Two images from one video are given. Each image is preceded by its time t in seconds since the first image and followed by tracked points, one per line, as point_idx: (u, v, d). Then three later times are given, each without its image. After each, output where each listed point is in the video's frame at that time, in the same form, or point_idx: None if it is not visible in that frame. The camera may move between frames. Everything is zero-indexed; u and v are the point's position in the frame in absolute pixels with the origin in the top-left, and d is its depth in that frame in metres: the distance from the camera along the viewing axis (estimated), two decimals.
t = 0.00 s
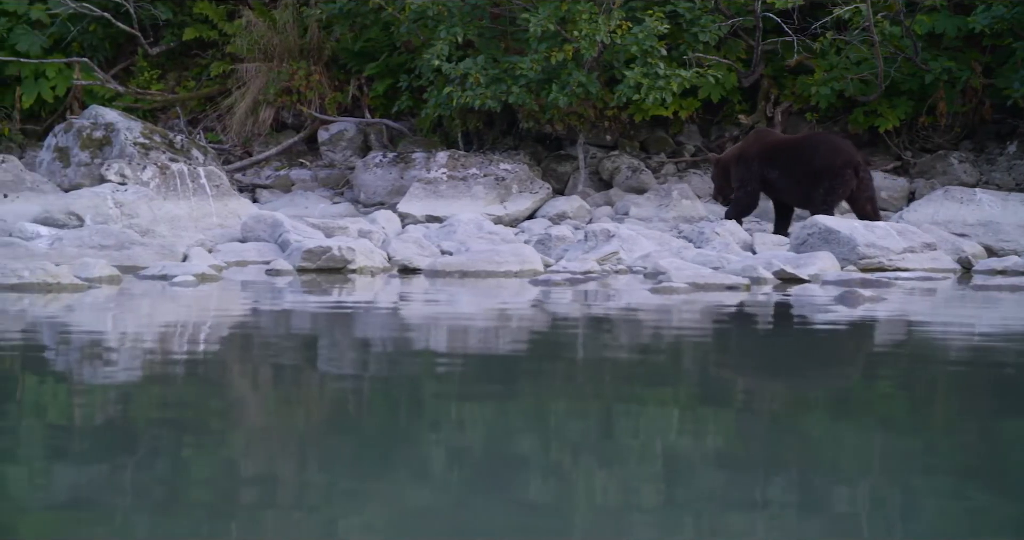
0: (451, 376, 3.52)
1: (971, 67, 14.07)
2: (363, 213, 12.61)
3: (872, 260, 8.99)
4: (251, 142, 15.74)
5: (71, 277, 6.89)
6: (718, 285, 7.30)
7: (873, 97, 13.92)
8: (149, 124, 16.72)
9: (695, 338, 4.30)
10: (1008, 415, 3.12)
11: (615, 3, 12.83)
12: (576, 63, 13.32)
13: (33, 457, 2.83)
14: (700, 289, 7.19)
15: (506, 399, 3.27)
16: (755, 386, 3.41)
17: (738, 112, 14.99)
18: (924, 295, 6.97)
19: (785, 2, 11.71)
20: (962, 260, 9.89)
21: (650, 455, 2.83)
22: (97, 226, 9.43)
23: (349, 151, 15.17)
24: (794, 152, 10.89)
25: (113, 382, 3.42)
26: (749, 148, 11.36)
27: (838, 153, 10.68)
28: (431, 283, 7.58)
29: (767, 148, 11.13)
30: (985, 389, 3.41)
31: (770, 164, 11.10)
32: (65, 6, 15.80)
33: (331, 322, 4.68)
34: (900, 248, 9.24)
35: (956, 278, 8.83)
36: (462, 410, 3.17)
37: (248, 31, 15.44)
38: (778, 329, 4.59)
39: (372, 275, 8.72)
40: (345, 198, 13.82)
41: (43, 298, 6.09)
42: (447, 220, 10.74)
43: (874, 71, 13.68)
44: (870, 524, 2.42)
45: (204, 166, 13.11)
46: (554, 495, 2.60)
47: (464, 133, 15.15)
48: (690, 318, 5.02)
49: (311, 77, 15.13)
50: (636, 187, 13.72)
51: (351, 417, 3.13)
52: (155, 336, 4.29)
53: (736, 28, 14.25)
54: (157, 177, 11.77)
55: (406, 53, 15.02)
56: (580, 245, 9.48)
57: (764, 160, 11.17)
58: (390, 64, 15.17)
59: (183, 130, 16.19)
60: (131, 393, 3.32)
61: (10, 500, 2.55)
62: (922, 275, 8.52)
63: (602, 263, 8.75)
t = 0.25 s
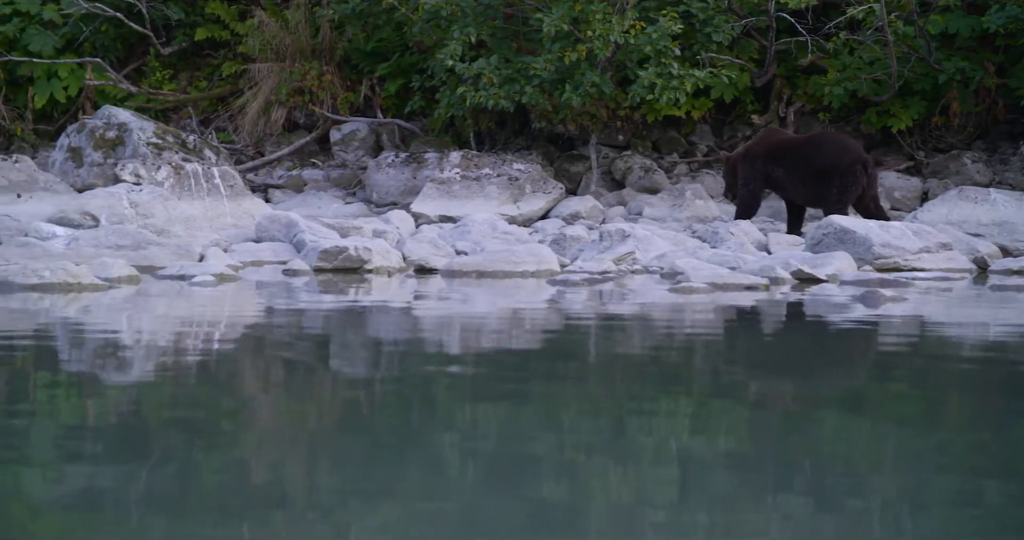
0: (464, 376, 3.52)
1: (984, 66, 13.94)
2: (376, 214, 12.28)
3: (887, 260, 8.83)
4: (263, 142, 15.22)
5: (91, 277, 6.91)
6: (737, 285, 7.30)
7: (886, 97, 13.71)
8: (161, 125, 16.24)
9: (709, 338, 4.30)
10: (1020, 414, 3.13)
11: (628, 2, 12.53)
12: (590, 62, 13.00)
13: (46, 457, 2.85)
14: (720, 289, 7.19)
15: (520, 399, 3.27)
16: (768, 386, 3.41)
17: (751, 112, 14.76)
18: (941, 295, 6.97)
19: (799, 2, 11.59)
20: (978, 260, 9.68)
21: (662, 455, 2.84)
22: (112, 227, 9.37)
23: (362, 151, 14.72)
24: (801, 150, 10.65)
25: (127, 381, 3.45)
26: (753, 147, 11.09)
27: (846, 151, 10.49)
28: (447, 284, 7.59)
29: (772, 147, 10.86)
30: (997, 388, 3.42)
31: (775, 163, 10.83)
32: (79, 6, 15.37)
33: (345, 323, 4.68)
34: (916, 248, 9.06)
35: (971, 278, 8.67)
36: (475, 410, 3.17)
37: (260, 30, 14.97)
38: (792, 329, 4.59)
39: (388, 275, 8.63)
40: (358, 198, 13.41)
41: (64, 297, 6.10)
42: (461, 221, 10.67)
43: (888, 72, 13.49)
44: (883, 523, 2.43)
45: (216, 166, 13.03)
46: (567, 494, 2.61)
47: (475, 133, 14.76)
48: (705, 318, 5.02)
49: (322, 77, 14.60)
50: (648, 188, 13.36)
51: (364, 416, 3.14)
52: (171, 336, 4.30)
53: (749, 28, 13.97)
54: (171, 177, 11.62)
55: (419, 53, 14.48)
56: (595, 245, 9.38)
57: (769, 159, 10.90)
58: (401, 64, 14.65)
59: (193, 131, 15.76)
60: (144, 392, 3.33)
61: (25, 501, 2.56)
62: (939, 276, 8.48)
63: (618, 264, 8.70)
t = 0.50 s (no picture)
0: (477, 378, 3.51)
1: (997, 66, 13.65)
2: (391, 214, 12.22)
3: (903, 259, 8.80)
4: (275, 143, 15.15)
5: (112, 276, 6.91)
6: (756, 285, 7.28)
7: (900, 97, 13.56)
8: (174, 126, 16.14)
9: (723, 338, 4.30)
10: None
11: (642, 2, 12.38)
12: (604, 63, 12.86)
13: (59, 457, 2.85)
14: (739, 289, 7.19)
15: (533, 400, 3.28)
16: (780, 387, 3.41)
17: (764, 112, 14.58)
18: (956, 295, 6.96)
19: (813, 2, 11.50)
20: (993, 261, 9.67)
21: (675, 454, 2.84)
22: (128, 227, 9.32)
23: (374, 150, 14.67)
24: (806, 149, 10.57)
25: (140, 381, 3.46)
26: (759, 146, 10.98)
27: (853, 149, 10.42)
28: (465, 283, 7.58)
29: (779, 146, 10.74)
30: (1012, 388, 3.41)
31: (782, 162, 10.73)
32: (92, 6, 15.21)
33: (359, 323, 4.68)
34: (932, 248, 9.00)
35: (988, 278, 8.66)
36: (489, 411, 3.17)
37: (272, 30, 14.76)
38: (805, 329, 4.60)
39: (405, 275, 8.55)
40: (372, 198, 13.39)
41: (86, 298, 6.09)
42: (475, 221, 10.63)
43: (900, 71, 13.35)
44: (897, 523, 2.42)
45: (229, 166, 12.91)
46: (580, 494, 2.61)
47: (488, 133, 14.61)
48: (720, 318, 5.02)
49: (334, 77, 14.41)
50: (661, 188, 13.32)
51: (376, 417, 3.14)
52: (185, 335, 4.30)
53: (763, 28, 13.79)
54: (186, 177, 11.60)
55: (431, 53, 14.44)
56: (611, 245, 9.37)
57: (776, 158, 10.79)
58: (413, 64, 14.62)
59: (206, 131, 15.66)
60: (155, 393, 3.34)
61: (38, 501, 2.57)
62: (957, 276, 8.46)
63: (635, 263, 8.70)
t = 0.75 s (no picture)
0: (489, 378, 3.52)
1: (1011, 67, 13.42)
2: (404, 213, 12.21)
3: (919, 259, 8.77)
4: (287, 143, 15.15)
5: (134, 277, 6.88)
6: (776, 285, 7.26)
7: (913, 97, 13.49)
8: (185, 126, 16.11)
9: (735, 338, 4.30)
10: None
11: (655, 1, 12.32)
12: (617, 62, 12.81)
13: (71, 457, 2.85)
14: (759, 289, 7.17)
15: (545, 399, 3.28)
16: (791, 386, 3.42)
17: (777, 111, 14.37)
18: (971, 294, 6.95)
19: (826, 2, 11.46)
20: (1009, 260, 9.55)
21: (688, 454, 2.85)
22: (144, 226, 9.30)
23: (386, 150, 14.69)
24: (812, 148, 10.50)
25: (152, 381, 3.46)
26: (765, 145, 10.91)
27: (859, 148, 10.39)
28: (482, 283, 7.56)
29: (784, 144, 10.69)
30: None
31: (788, 161, 10.67)
32: (104, 6, 15.19)
33: (372, 323, 4.68)
34: (948, 248, 8.98)
35: (1005, 278, 8.63)
36: (501, 411, 3.17)
37: (284, 31, 14.78)
38: (818, 329, 4.60)
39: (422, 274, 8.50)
40: (384, 198, 13.37)
41: (106, 298, 6.07)
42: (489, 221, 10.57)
43: (914, 71, 13.27)
44: (911, 524, 2.42)
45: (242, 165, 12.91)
46: (594, 494, 2.61)
47: (500, 133, 14.55)
48: (734, 318, 5.01)
49: (346, 77, 14.35)
50: (674, 187, 13.25)
51: (388, 417, 3.14)
52: (198, 335, 4.31)
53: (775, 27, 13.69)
54: (201, 177, 11.54)
55: (443, 53, 14.42)
56: (626, 245, 9.34)
57: (782, 157, 10.73)
58: (425, 64, 14.60)
59: (218, 131, 15.63)
60: (167, 393, 3.34)
61: (52, 501, 2.57)
62: (975, 276, 8.44)
63: (651, 263, 8.69)
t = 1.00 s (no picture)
0: (502, 378, 3.52)
1: None
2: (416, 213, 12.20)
3: (935, 259, 8.69)
4: (299, 143, 15.14)
5: (154, 277, 6.85)
6: (795, 285, 7.32)
7: (926, 98, 13.38)
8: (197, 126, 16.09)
9: (747, 338, 4.31)
10: None
11: (669, 1, 12.24)
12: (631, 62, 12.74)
13: (84, 457, 2.86)
14: (779, 289, 7.19)
15: (558, 400, 3.28)
16: (805, 387, 3.41)
17: (789, 112, 14.43)
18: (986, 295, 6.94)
19: (839, 2, 11.39)
20: None
21: (701, 454, 2.85)
22: (159, 227, 9.30)
23: (398, 150, 14.69)
24: (819, 147, 10.48)
25: (165, 381, 3.47)
26: (774, 143, 10.89)
27: (867, 149, 10.35)
28: (499, 283, 7.56)
29: (793, 142, 10.67)
30: None
31: (796, 159, 10.65)
32: (116, 7, 15.24)
33: (385, 323, 4.70)
34: (964, 248, 8.88)
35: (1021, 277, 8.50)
36: (514, 411, 3.17)
37: (297, 31, 14.58)
38: (830, 329, 4.61)
39: (439, 275, 8.49)
40: (396, 198, 13.36)
41: (125, 297, 6.06)
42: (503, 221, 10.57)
43: (927, 71, 13.14)
44: (922, 524, 2.43)
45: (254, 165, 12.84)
46: (607, 493, 2.62)
47: (513, 133, 14.50)
48: (747, 318, 5.03)
49: (359, 77, 14.29)
50: (686, 188, 13.19)
51: (400, 418, 3.14)
52: (213, 334, 4.32)
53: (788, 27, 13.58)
54: (215, 177, 11.40)
55: (455, 53, 14.37)
56: (641, 245, 9.34)
57: (790, 155, 10.71)
58: (437, 64, 14.57)
59: (230, 131, 15.61)
60: (180, 392, 3.35)
61: (66, 501, 2.58)
62: (993, 276, 8.37)
63: (667, 263, 8.67)
